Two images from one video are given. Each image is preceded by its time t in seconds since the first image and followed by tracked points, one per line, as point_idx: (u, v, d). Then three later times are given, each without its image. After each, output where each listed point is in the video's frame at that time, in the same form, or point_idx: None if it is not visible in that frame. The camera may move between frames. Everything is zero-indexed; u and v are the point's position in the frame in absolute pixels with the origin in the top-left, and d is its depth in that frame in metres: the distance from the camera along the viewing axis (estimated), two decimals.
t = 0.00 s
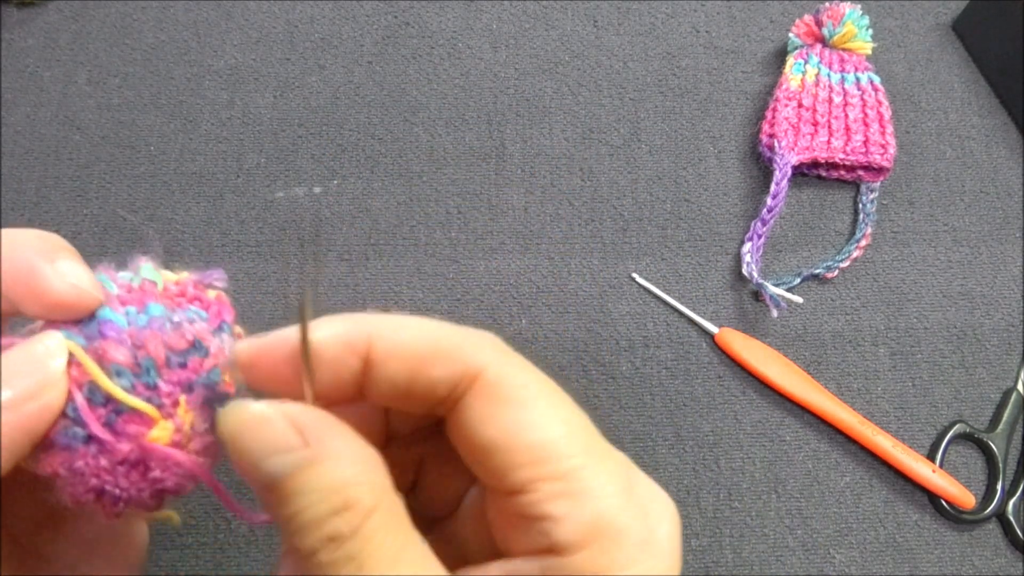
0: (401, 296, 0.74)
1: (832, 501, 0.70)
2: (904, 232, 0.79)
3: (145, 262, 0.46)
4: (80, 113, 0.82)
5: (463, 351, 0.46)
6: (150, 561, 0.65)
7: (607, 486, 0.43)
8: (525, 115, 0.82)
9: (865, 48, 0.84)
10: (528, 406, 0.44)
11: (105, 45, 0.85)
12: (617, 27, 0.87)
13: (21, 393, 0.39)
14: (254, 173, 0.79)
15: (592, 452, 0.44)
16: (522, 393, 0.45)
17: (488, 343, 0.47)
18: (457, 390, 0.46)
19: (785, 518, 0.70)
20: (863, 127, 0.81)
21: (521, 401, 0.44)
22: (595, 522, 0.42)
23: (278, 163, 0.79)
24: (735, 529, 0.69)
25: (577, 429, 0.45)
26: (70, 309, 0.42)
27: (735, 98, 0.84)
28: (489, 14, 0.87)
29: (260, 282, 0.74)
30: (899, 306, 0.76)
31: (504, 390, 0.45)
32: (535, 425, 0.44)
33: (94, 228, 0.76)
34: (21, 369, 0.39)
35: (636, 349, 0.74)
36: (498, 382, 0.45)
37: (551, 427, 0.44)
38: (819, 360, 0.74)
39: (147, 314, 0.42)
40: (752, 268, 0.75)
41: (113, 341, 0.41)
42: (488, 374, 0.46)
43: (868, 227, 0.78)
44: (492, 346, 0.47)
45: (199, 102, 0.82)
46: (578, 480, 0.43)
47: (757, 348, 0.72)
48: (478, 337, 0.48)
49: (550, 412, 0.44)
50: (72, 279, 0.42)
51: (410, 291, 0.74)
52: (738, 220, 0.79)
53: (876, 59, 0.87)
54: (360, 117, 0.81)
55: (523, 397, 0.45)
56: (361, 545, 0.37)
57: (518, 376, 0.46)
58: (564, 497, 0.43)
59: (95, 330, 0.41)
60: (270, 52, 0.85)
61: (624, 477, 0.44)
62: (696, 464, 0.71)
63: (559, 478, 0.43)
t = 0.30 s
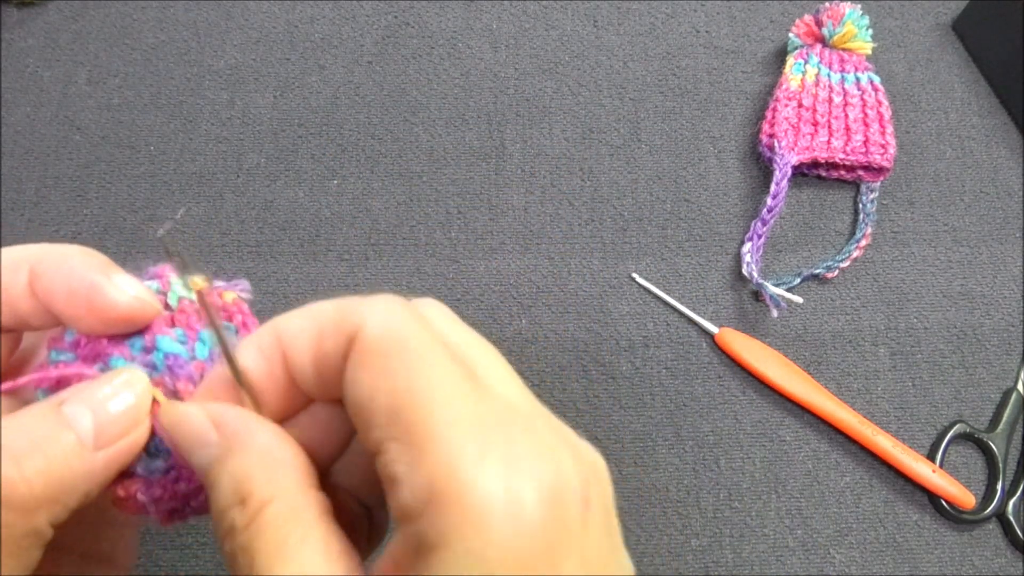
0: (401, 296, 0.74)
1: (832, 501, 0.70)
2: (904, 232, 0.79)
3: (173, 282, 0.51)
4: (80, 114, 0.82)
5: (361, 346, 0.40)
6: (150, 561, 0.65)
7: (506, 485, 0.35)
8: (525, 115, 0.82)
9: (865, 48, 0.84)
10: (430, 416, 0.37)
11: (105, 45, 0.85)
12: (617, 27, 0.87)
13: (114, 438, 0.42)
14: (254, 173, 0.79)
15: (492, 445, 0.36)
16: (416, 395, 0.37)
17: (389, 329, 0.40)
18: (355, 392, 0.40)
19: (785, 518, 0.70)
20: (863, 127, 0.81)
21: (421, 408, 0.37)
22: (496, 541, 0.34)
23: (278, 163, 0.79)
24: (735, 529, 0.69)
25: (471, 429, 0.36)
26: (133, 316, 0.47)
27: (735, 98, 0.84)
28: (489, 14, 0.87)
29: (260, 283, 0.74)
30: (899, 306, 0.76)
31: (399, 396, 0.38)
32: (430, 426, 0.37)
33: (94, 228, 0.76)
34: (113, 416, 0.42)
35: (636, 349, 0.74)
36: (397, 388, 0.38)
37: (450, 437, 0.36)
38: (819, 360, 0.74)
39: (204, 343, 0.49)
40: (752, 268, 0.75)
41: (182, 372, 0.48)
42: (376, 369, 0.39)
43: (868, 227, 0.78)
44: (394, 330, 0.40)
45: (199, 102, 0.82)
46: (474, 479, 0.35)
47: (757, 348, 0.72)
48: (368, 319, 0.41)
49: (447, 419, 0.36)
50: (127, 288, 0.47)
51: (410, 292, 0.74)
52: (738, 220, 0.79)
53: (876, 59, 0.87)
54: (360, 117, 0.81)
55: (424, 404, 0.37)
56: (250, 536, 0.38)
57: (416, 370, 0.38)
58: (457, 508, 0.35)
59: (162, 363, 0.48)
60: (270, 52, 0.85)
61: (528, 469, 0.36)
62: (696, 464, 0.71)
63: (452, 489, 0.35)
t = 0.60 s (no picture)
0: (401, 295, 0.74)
1: (832, 501, 0.70)
2: (904, 232, 0.79)
3: (202, 244, 0.49)
4: (80, 113, 0.82)
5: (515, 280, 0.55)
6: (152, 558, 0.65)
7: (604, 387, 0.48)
8: (525, 115, 0.82)
9: (865, 48, 0.84)
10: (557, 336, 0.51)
11: (105, 45, 0.85)
12: (617, 27, 0.87)
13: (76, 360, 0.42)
14: (254, 173, 0.79)
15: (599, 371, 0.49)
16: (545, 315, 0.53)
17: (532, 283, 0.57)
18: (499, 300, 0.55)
19: (785, 518, 0.70)
20: (863, 127, 0.81)
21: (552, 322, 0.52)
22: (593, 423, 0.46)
23: (278, 163, 0.79)
24: (735, 529, 0.69)
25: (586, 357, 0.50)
26: (101, 253, 0.51)
27: (735, 98, 0.84)
28: (489, 14, 0.87)
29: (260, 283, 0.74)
30: (899, 306, 0.76)
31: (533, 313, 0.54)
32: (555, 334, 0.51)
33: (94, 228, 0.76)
34: (87, 328, 0.43)
35: (636, 349, 0.74)
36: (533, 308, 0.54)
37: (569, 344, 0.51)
38: (819, 360, 0.74)
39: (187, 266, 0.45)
40: (752, 268, 0.75)
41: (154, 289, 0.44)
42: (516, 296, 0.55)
43: (868, 227, 0.78)
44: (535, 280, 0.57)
45: (199, 102, 0.82)
46: (572, 376, 0.48)
47: (757, 348, 0.72)
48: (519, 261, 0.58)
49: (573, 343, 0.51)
50: (104, 229, 0.50)
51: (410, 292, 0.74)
52: (738, 220, 0.79)
53: (876, 59, 0.87)
54: (360, 117, 0.81)
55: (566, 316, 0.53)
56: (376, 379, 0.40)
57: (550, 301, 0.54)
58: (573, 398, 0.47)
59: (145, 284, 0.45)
60: (270, 52, 0.85)
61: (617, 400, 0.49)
62: (696, 464, 0.71)
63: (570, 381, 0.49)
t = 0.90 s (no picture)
0: (402, 295, 0.74)
1: (832, 501, 0.70)
2: (904, 232, 0.79)
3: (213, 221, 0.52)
4: (80, 113, 0.82)
5: (456, 431, 0.35)
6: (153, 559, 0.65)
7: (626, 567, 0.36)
8: (525, 115, 0.82)
9: (865, 48, 0.84)
10: (532, 497, 0.35)
11: (105, 45, 0.84)
12: (617, 27, 0.87)
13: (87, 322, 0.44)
14: (254, 173, 0.79)
15: (606, 515, 0.37)
16: (521, 476, 0.35)
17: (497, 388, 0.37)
18: (436, 459, 0.35)
19: (785, 518, 0.70)
20: (863, 127, 0.81)
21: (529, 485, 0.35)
22: None
23: (278, 163, 0.79)
24: (735, 529, 0.69)
25: (587, 513, 0.36)
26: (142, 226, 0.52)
27: (735, 98, 0.84)
28: (489, 14, 0.87)
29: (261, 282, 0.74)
30: (899, 306, 0.76)
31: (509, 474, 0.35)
32: (535, 507, 0.35)
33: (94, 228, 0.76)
34: (96, 291, 0.44)
35: (636, 349, 0.74)
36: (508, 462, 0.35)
37: (567, 513, 0.36)
38: (819, 360, 0.74)
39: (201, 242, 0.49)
40: (752, 268, 0.75)
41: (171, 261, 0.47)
42: (472, 457, 0.35)
43: (868, 227, 0.78)
44: (496, 398, 0.36)
45: (199, 102, 0.82)
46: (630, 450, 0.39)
47: (757, 348, 0.72)
48: (454, 399, 0.35)
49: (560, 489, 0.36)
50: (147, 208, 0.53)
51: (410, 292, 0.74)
52: (738, 220, 0.79)
53: (876, 59, 0.87)
54: (360, 117, 0.81)
55: (543, 459, 0.36)
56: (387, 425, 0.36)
57: (525, 449, 0.35)
58: None
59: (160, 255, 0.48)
60: (271, 52, 0.85)
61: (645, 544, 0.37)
62: (696, 464, 0.71)
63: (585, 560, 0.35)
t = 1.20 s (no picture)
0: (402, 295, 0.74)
1: (832, 501, 0.70)
2: (904, 232, 0.79)
3: (215, 214, 0.51)
4: (80, 113, 0.82)
5: (433, 457, 0.34)
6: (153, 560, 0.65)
7: None
8: (525, 115, 0.82)
9: (865, 48, 0.84)
10: (511, 517, 0.34)
11: (105, 45, 0.85)
12: (617, 27, 0.87)
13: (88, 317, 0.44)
14: (254, 173, 0.79)
15: (595, 530, 0.35)
16: (498, 500, 0.34)
17: (475, 404, 0.36)
18: (414, 485, 0.35)
19: (785, 518, 0.70)
20: (863, 127, 0.81)
21: (510, 506, 0.34)
22: None
23: (278, 163, 0.79)
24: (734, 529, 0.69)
25: (570, 535, 0.34)
26: (145, 215, 0.53)
27: (735, 98, 0.84)
28: (489, 14, 0.87)
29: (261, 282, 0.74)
30: (899, 306, 0.76)
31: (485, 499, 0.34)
32: (514, 530, 0.34)
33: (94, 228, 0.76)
34: (95, 284, 0.45)
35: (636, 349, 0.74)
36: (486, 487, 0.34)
37: (551, 534, 0.34)
38: (819, 360, 0.74)
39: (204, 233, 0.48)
40: (752, 268, 0.75)
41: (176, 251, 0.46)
42: (451, 482, 0.34)
43: (868, 227, 0.78)
44: (478, 426, 0.35)
45: (199, 102, 0.82)
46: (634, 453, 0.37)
47: (757, 348, 0.72)
48: (429, 424, 0.34)
49: (542, 508, 0.34)
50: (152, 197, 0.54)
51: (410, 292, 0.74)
52: (738, 220, 0.79)
53: (876, 59, 0.87)
54: (359, 117, 0.81)
55: (525, 482, 0.34)
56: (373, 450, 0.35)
57: (505, 468, 0.34)
58: None
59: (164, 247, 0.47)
60: (270, 52, 0.85)
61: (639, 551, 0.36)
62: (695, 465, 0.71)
63: None
